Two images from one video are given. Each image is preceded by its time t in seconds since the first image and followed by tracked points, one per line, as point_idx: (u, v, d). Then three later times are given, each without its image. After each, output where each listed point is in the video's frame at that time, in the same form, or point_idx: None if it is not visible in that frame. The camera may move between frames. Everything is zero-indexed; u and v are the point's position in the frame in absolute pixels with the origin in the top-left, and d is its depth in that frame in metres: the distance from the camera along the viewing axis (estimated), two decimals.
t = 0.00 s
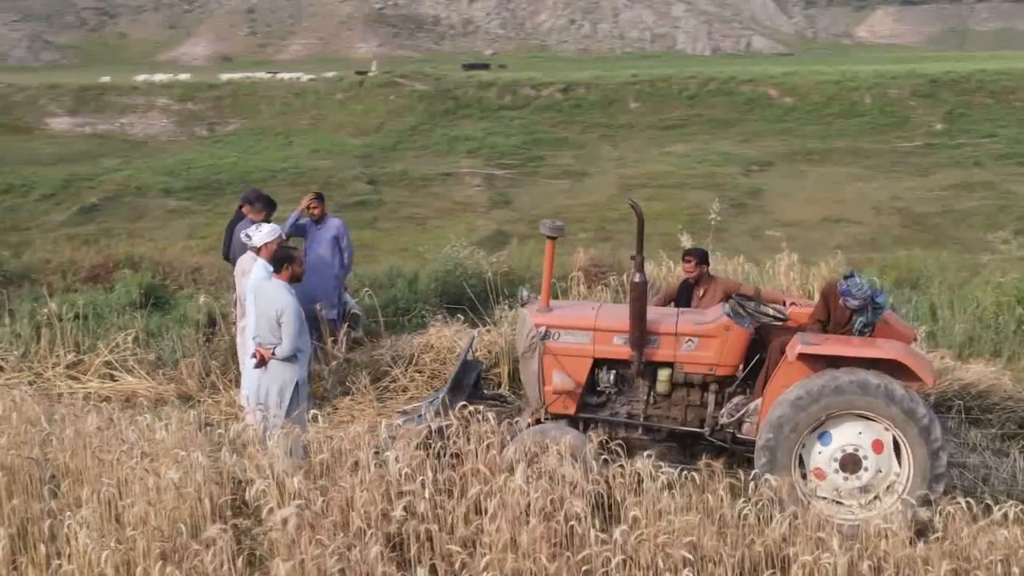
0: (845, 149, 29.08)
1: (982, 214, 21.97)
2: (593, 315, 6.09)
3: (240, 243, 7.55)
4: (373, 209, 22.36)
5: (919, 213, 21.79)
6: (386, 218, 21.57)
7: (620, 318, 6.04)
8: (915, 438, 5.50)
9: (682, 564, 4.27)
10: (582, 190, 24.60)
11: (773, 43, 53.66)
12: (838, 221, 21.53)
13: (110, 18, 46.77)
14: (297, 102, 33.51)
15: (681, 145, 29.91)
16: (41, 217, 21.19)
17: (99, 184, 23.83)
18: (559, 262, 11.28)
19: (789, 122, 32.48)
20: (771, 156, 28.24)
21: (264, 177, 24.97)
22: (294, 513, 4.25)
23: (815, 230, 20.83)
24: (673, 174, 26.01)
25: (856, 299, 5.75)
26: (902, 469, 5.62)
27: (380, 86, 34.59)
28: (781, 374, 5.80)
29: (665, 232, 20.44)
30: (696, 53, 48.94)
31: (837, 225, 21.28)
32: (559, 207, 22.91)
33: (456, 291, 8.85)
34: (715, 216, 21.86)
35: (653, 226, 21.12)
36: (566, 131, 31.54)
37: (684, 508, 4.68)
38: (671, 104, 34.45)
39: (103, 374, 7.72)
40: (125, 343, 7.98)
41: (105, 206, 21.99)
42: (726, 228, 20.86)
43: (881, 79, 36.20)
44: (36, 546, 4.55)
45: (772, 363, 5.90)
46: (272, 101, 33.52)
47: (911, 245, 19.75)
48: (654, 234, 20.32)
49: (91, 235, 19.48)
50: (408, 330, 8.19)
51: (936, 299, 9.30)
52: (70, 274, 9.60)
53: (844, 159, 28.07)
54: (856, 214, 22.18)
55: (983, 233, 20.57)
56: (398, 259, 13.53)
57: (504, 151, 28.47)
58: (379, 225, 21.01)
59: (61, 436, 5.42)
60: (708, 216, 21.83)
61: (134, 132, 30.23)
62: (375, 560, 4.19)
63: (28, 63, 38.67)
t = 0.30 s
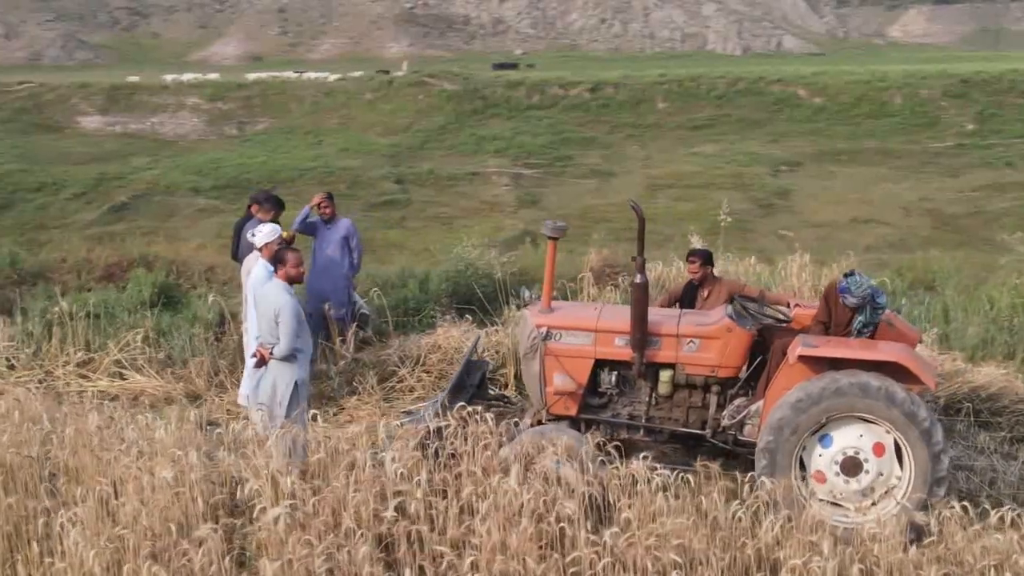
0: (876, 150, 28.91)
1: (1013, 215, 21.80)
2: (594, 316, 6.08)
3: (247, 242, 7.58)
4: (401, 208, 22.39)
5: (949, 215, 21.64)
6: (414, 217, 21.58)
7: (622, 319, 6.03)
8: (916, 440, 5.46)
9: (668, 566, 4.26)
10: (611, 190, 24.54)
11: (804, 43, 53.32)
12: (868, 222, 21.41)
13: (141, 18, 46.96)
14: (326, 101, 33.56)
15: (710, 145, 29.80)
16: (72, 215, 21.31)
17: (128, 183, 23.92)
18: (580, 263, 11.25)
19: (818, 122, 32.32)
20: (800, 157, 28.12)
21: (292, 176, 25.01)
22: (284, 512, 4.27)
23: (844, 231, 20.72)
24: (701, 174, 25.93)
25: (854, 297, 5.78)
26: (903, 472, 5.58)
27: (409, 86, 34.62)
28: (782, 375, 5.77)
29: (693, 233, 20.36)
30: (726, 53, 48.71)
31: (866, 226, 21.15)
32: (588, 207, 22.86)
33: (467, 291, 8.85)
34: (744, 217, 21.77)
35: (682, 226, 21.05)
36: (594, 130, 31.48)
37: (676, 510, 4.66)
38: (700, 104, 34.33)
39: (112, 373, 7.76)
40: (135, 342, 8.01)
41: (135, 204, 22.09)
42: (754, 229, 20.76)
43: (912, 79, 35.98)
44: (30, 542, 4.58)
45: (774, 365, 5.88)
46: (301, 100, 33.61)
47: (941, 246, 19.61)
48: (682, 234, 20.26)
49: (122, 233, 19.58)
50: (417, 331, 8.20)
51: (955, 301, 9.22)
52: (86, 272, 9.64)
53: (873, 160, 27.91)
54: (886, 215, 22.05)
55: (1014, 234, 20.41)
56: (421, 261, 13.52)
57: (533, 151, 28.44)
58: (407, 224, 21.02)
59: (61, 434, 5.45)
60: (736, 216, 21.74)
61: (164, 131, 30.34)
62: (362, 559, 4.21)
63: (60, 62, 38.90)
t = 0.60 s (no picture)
0: (906, 150, 28.71)
1: None
2: (597, 317, 6.06)
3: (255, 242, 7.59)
4: (429, 208, 22.39)
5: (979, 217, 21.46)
6: (442, 217, 21.57)
7: (625, 321, 6.01)
8: (918, 444, 5.40)
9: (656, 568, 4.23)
10: (639, 190, 24.47)
11: (835, 42, 52.92)
12: (897, 223, 21.26)
13: (173, 18, 47.07)
14: (355, 100, 33.58)
15: (739, 145, 29.66)
16: (101, 214, 21.41)
17: (157, 182, 23.99)
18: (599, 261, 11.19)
19: (849, 122, 32.10)
20: (830, 157, 27.95)
21: (321, 176, 25.02)
22: (275, 512, 4.27)
23: (873, 232, 20.57)
24: (730, 174, 25.83)
25: (857, 298, 5.73)
26: (906, 475, 5.52)
27: (437, 86, 34.63)
28: (784, 378, 5.74)
29: (721, 232, 20.24)
30: (758, 53, 48.36)
31: (895, 227, 21.00)
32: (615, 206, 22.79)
33: (476, 291, 8.86)
34: (772, 217, 21.65)
35: (709, 226, 20.96)
36: (622, 130, 31.40)
37: (671, 512, 4.62)
38: (729, 104, 34.18)
39: (122, 372, 7.77)
40: (143, 341, 8.03)
41: (164, 203, 22.18)
42: (784, 230, 20.63)
43: (942, 79, 35.72)
44: (22, 541, 4.59)
45: (777, 368, 5.85)
46: (330, 98, 33.74)
47: (971, 249, 19.44)
48: (710, 234, 20.18)
49: (151, 232, 19.65)
50: (426, 330, 8.20)
51: (975, 304, 9.14)
52: (100, 270, 9.68)
53: (903, 160, 27.72)
54: (915, 216, 21.90)
55: None
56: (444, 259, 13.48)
57: (561, 151, 28.39)
58: (435, 224, 21.02)
59: (60, 433, 5.47)
60: (765, 216, 21.62)
61: (194, 130, 30.44)
62: (353, 560, 4.20)
63: (91, 61, 39.09)
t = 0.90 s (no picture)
0: (935, 151, 28.52)
1: None
2: (598, 319, 6.04)
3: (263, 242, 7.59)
4: (455, 208, 22.39)
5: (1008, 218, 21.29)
6: (467, 217, 21.56)
7: (625, 323, 5.99)
8: (919, 449, 5.33)
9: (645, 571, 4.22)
10: (665, 190, 24.40)
11: (865, 42, 52.57)
12: (924, 224, 21.12)
13: (203, 18, 47.20)
14: (383, 100, 33.59)
15: (766, 145, 29.53)
16: (129, 214, 21.50)
17: (185, 181, 24.08)
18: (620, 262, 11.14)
19: (877, 122, 31.90)
20: (858, 157, 27.80)
21: (347, 175, 25.05)
22: (264, 514, 4.27)
23: (900, 233, 20.45)
24: (757, 174, 25.73)
25: (860, 301, 5.71)
26: (907, 480, 5.45)
27: (464, 85, 34.61)
28: (786, 381, 5.69)
29: (746, 233, 20.16)
30: (786, 53, 48.13)
31: (923, 228, 20.87)
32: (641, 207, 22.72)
33: (484, 294, 8.85)
34: (799, 218, 21.55)
35: (735, 226, 20.89)
36: (649, 130, 31.32)
37: (663, 516, 4.61)
38: (757, 104, 34.03)
39: (130, 372, 7.79)
40: (152, 341, 8.05)
41: (191, 202, 22.25)
42: (810, 231, 20.52)
43: (972, 79, 35.46)
44: (16, 539, 4.61)
45: (779, 371, 5.82)
46: (356, 97, 33.90)
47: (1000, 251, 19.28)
48: (735, 234, 20.12)
49: (178, 231, 19.73)
50: (433, 331, 8.22)
51: (994, 306, 9.06)
52: (115, 271, 9.72)
53: (932, 161, 27.55)
54: (942, 217, 21.77)
55: None
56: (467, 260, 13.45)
57: (587, 151, 28.33)
58: (460, 224, 21.01)
59: (61, 433, 5.49)
60: (792, 217, 21.52)
61: (222, 129, 30.53)
62: (340, 561, 4.20)
63: (121, 61, 39.24)
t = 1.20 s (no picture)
0: (964, 151, 28.33)
1: None
2: (596, 323, 6.03)
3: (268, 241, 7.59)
4: (481, 208, 22.38)
5: None
6: (493, 217, 21.53)
7: (623, 325, 5.97)
8: (915, 454, 5.15)
9: None
10: (691, 190, 24.32)
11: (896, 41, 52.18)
12: (953, 225, 20.99)
13: (233, 18, 47.30)
14: (410, 100, 33.59)
15: (794, 145, 29.37)
16: (157, 213, 21.57)
17: (212, 180, 24.14)
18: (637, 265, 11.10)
19: (906, 122, 31.70)
20: (886, 158, 27.63)
21: (373, 175, 25.05)
22: (250, 514, 4.27)
23: (928, 234, 20.33)
24: (784, 174, 25.61)
25: (859, 306, 5.64)
26: (905, 485, 5.27)
27: (491, 85, 34.55)
28: (785, 385, 5.63)
29: (773, 234, 20.08)
30: (816, 53, 47.85)
31: (951, 229, 20.74)
32: (668, 207, 22.64)
33: (491, 295, 8.86)
34: (826, 218, 21.45)
35: (762, 226, 20.81)
36: (676, 130, 31.21)
37: (653, 522, 4.60)
38: (785, 104, 33.86)
39: (137, 372, 7.80)
40: (158, 342, 8.07)
41: (218, 202, 22.29)
42: (838, 231, 20.42)
43: (1002, 79, 35.18)
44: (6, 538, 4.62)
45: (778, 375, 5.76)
46: (384, 97, 33.78)
47: None
48: (763, 235, 20.04)
49: (205, 231, 19.77)
50: (440, 333, 8.22)
51: (1011, 310, 8.98)
52: (127, 272, 9.76)
53: (961, 161, 27.36)
54: (972, 217, 21.64)
55: None
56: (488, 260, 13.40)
57: (614, 151, 28.27)
58: (485, 224, 20.99)
59: (56, 433, 5.51)
60: (819, 217, 21.42)
61: (250, 129, 30.60)
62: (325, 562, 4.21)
63: (151, 61, 39.35)
